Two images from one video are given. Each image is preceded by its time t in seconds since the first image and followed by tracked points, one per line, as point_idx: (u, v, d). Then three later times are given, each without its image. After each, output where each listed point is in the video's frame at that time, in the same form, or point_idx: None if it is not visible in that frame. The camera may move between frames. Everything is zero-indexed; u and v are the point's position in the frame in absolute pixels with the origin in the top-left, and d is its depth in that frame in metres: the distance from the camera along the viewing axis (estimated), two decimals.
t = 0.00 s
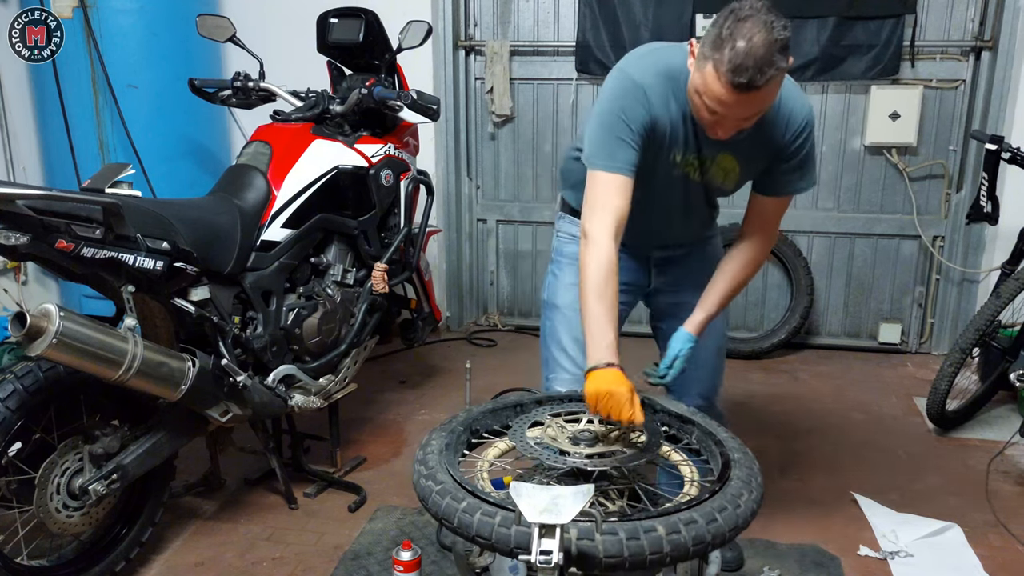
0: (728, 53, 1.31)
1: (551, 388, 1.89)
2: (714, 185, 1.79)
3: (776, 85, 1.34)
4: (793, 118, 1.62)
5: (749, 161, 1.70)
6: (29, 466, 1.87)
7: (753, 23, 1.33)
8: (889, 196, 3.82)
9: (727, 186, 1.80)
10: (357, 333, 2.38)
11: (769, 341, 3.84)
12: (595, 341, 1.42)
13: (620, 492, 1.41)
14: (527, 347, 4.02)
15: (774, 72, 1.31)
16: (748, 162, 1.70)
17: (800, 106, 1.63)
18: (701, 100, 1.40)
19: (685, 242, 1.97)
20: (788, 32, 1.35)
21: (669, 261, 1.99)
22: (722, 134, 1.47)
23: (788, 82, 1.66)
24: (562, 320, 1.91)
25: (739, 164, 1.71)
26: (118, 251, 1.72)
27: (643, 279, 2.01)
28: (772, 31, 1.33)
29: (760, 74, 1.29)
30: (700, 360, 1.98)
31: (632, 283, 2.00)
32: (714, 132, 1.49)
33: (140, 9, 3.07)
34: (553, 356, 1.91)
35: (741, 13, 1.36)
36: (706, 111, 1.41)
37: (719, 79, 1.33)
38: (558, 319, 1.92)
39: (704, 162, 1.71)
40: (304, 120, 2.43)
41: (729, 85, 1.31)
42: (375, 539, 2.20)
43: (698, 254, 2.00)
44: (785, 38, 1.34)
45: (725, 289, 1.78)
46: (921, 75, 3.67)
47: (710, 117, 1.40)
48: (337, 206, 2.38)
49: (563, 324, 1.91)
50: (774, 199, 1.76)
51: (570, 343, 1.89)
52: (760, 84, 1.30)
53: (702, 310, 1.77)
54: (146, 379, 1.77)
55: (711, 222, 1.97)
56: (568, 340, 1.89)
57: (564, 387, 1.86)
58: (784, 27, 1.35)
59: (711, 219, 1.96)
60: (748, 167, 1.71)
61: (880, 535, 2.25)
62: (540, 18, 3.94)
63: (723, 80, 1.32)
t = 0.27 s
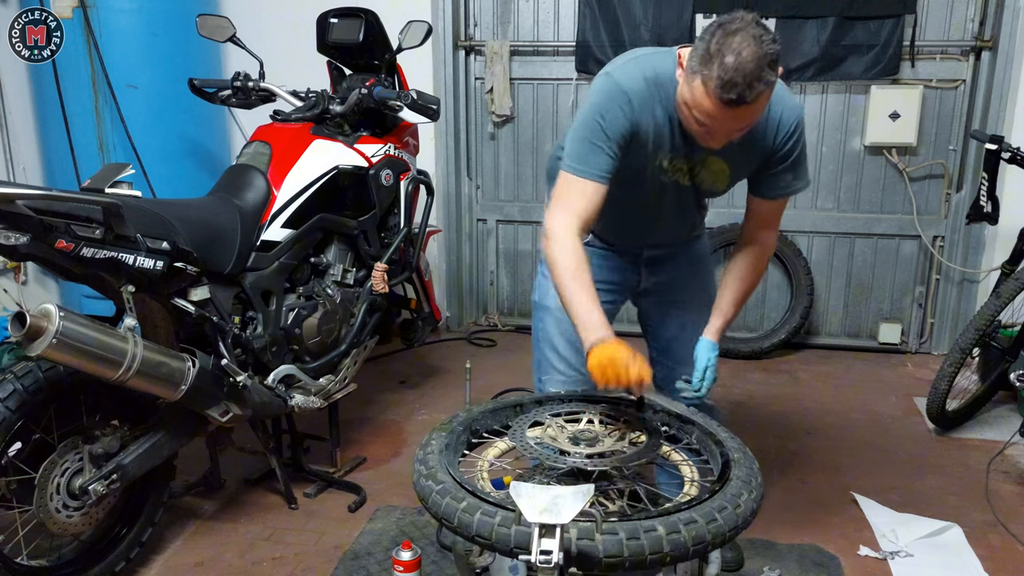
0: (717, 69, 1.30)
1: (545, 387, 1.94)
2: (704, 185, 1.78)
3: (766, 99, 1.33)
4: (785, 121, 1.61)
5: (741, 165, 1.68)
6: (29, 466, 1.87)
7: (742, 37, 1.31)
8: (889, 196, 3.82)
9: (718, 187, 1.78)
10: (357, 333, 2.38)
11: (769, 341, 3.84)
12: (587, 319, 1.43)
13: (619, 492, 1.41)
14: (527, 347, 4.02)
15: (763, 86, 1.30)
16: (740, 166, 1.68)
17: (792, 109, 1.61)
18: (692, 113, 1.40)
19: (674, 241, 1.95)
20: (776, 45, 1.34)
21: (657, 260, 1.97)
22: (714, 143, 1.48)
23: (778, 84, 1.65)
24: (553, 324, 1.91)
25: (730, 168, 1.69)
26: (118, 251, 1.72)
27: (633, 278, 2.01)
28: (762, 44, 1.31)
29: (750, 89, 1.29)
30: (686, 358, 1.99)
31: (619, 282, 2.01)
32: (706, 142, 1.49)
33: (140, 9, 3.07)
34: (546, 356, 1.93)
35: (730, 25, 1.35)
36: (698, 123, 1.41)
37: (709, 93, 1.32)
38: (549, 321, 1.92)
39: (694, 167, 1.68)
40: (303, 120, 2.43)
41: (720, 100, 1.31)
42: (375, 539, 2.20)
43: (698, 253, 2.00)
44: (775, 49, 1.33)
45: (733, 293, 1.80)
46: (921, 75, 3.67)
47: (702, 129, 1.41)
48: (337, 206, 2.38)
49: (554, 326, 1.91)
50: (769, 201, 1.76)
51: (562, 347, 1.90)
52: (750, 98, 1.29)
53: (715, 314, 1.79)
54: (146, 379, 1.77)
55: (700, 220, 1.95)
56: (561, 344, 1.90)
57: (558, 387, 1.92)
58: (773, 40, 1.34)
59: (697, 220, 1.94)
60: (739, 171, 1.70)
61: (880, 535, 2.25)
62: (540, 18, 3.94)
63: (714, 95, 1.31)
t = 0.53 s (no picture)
0: (694, 77, 1.30)
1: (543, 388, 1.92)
2: (692, 188, 1.77)
3: (743, 106, 1.33)
4: (772, 122, 1.59)
5: (728, 168, 1.68)
6: (29, 466, 1.87)
7: (718, 43, 1.32)
8: (889, 196, 3.82)
9: (706, 188, 1.77)
10: (357, 333, 2.38)
11: (769, 341, 3.83)
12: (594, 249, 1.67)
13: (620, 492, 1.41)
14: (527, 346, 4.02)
15: (741, 92, 1.30)
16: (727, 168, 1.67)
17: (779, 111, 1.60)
18: (671, 121, 1.40)
19: (668, 241, 1.94)
20: (754, 51, 1.34)
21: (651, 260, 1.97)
22: (696, 149, 1.48)
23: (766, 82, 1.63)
24: (550, 323, 1.94)
25: (717, 170, 1.68)
26: (118, 251, 1.72)
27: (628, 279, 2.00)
28: (738, 50, 1.32)
29: (726, 97, 1.29)
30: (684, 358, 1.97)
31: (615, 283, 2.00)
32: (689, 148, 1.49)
33: (140, 9, 3.07)
34: (543, 357, 1.93)
35: (706, 33, 1.35)
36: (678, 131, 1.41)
37: (685, 101, 1.32)
38: (545, 321, 1.94)
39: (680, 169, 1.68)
40: (303, 120, 2.43)
41: (696, 108, 1.31)
42: (375, 539, 2.20)
43: (699, 254, 2.00)
44: (753, 56, 1.33)
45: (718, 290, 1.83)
46: (921, 75, 3.67)
47: (682, 136, 1.41)
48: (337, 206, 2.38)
49: (550, 325, 1.93)
50: (760, 205, 1.75)
51: (559, 346, 1.91)
52: (726, 106, 1.29)
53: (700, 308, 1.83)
54: (146, 379, 1.77)
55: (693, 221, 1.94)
56: (558, 343, 1.92)
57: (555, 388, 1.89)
58: (750, 47, 1.34)
59: (691, 220, 1.94)
60: (726, 172, 1.69)
61: (880, 535, 2.25)
62: (540, 18, 3.94)
63: (691, 102, 1.31)
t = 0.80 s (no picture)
0: (656, 84, 1.31)
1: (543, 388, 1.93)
2: (679, 191, 1.77)
3: (707, 113, 1.33)
4: (754, 119, 1.56)
5: (711, 169, 1.66)
6: (29, 466, 1.87)
7: (678, 51, 1.33)
8: (890, 196, 3.82)
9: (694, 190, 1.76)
10: (357, 333, 2.38)
11: (769, 341, 3.83)
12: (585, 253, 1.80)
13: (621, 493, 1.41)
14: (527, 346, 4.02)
15: (701, 98, 1.30)
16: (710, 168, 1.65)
17: (759, 106, 1.56)
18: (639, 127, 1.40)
19: (666, 241, 1.96)
20: (717, 57, 1.35)
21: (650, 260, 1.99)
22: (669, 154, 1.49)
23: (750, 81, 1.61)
24: (549, 322, 1.94)
25: (701, 170, 1.67)
26: (118, 251, 1.72)
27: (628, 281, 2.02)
28: (699, 57, 1.33)
29: (687, 104, 1.29)
30: (685, 360, 1.97)
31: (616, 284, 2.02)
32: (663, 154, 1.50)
33: (140, 9, 3.07)
34: (543, 357, 1.94)
35: (668, 41, 1.36)
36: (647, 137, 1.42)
37: (648, 108, 1.33)
38: (545, 320, 1.95)
39: (663, 175, 1.70)
40: (303, 120, 2.43)
41: (658, 114, 1.32)
42: (375, 539, 2.20)
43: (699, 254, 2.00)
44: (716, 62, 1.34)
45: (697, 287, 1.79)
46: (921, 75, 3.67)
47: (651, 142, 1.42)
48: (337, 205, 2.38)
49: (550, 325, 1.94)
50: (747, 203, 1.68)
51: (559, 346, 1.92)
52: (688, 113, 1.30)
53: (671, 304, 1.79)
54: (146, 379, 1.77)
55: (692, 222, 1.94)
56: (558, 342, 1.92)
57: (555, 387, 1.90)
58: (711, 53, 1.34)
59: (689, 220, 1.94)
60: (712, 172, 1.67)
61: (880, 535, 2.25)
62: (540, 18, 3.94)
63: (652, 111, 1.32)
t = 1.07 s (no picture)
0: (627, 83, 1.32)
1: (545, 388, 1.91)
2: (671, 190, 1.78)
3: (682, 111, 1.33)
4: (739, 119, 1.56)
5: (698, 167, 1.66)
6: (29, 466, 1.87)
7: (650, 49, 1.33)
8: (890, 196, 3.82)
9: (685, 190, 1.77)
10: (357, 333, 2.38)
11: (769, 341, 3.83)
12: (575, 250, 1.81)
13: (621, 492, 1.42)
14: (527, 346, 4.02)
15: (674, 96, 1.30)
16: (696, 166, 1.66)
17: (747, 108, 1.56)
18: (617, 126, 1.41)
19: (666, 241, 1.96)
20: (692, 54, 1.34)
21: (650, 260, 1.99)
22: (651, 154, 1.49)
23: (737, 80, 1.62)
24: (549, 321, 1.94)
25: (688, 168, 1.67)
26: (118, 251, 1.72)
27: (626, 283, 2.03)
28: (672, 53, 1.33)
29: (659, 101, 1.30)
30: (684, 361, 1.97)
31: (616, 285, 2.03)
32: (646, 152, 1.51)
33: (139, 9, 3.07)
34: (544, 357, 1.93)
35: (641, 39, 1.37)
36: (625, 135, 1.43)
37: (621, 107, 1.34)
38: (546, 320, 1.95)
39: (652, 171, 1.70)
40: (303, 120, 2.43)
41: (631, 113, 1.33)
42: (375, 539, 2.20)
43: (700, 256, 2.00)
44: (690, 60, 1.33)
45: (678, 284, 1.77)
46: (921, 75, 3.67)
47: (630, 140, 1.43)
48: (337, 206, 2.38)
49: (550, 324, 1.94)
50: (731, 202, 1.68)
51: (560, 344, 1.92)
52: (661, 111, 1.31)
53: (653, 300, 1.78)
54: (146, 379, 1.77)
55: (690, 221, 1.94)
56: (558, 341, 1.92)
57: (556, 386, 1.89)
58: (684, 50, 1.34)
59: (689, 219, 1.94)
60: (699, 171, 1.68)
61: (880, 535, 2.25)
62: (540, 18, 3.94)
63: (626, 109, 1.33)
